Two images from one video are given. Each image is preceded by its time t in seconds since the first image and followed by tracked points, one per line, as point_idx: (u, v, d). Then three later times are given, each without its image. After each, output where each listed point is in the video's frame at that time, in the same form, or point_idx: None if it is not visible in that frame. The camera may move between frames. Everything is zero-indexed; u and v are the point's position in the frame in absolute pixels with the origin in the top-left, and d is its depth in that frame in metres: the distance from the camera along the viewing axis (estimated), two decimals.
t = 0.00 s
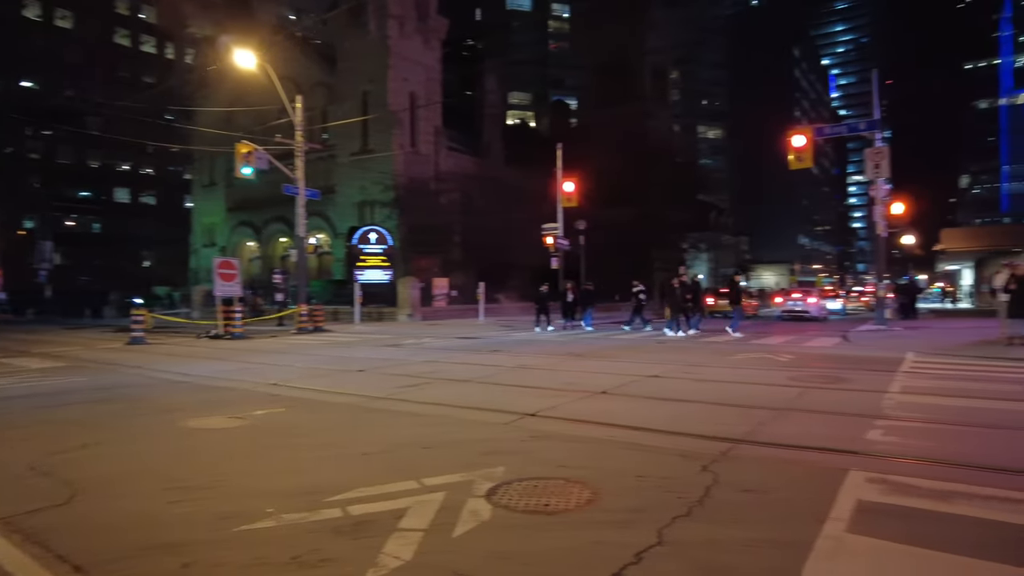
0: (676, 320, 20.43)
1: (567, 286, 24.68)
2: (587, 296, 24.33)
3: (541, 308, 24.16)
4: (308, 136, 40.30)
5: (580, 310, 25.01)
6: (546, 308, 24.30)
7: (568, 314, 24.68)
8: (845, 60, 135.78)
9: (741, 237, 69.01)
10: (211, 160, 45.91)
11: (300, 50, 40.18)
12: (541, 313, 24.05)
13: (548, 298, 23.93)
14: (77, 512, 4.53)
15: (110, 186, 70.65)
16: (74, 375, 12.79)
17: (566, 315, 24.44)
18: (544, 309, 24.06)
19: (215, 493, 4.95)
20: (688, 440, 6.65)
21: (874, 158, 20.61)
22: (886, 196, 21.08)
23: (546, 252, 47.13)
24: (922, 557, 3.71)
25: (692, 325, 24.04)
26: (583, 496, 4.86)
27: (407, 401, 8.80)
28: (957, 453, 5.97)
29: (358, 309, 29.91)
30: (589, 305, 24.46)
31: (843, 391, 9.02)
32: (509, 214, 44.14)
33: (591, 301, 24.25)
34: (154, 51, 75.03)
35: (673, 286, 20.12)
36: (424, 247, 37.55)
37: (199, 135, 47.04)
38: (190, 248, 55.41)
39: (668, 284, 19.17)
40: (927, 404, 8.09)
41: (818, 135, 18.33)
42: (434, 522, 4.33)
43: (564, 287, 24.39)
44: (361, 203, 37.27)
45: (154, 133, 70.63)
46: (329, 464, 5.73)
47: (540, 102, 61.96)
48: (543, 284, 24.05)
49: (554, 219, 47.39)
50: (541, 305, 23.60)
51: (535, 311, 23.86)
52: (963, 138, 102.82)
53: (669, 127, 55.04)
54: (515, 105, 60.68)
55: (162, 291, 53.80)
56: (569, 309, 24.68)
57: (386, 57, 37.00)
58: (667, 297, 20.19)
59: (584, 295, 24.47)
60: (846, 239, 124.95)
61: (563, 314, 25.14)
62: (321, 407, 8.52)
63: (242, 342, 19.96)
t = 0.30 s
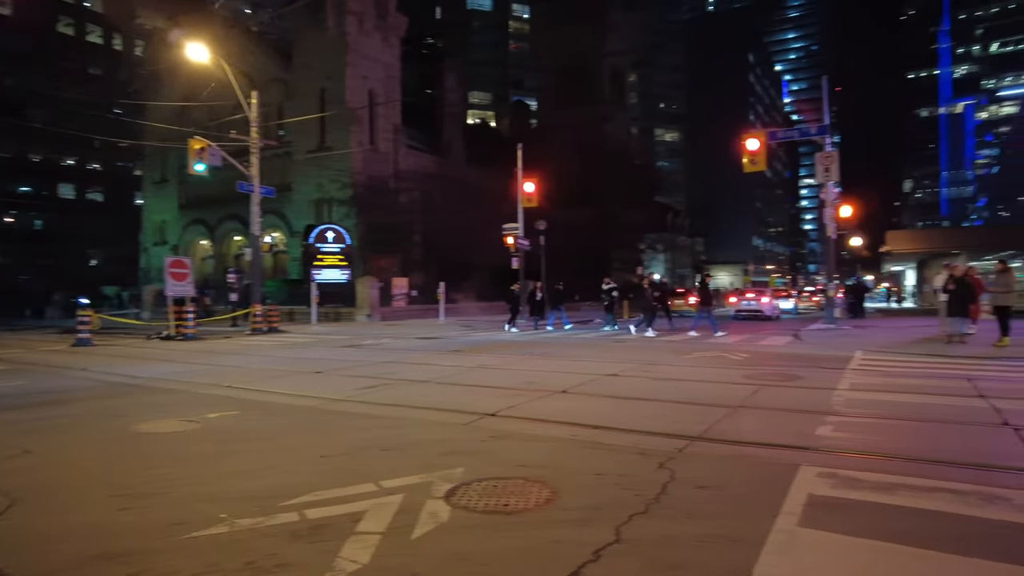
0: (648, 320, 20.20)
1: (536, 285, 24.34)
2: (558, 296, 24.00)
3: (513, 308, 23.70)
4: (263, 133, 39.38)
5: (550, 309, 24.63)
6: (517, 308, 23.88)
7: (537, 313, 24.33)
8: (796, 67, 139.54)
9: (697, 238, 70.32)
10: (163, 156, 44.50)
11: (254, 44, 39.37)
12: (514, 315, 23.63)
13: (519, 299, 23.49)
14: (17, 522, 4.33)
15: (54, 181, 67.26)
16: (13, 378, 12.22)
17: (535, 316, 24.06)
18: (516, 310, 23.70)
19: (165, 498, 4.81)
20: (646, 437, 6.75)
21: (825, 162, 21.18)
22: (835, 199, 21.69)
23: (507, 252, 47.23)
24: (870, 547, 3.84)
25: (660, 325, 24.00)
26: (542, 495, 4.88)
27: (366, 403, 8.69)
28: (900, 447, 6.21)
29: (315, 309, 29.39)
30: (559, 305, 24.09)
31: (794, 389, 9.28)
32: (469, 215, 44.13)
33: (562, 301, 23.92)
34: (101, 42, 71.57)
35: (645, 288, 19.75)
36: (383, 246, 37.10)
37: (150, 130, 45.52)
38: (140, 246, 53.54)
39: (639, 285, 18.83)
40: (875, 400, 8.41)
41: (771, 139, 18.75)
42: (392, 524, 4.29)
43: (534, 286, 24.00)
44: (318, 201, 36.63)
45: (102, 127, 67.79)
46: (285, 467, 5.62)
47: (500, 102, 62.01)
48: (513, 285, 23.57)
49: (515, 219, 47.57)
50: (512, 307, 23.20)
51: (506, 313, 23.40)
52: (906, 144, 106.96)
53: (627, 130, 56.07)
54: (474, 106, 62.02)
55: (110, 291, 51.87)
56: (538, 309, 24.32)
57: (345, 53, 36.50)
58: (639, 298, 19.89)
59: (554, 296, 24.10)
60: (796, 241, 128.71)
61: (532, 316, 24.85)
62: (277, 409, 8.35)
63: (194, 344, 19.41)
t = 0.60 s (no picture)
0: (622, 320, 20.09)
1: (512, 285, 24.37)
2: (534, 297, 24.06)
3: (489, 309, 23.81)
4: (223, 130, 38.47)
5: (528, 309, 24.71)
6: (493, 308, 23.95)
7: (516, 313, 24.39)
8: (756, 71, 142.29)
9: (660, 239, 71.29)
10: (118, 151, 43.14)
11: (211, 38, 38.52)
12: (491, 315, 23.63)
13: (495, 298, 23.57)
14: None
15: None
16: None
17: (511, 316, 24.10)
18: (492, 310, 23.73)
19: (120, 505, 4.67)
20: (610, 435, 6.82)
21: (783, 165, 21.71)
22: (794, 201, 22.27)
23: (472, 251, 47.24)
24: (825, 541, 3.95)
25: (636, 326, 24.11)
26: (507, 495, 4.89)
27: (329, 404, 8.58)
28: (854, 443, 6.41)
29: (276, 309, 28.85)
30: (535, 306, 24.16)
31: (753, 387, 9.50)
32: (434, 214, 43.92)
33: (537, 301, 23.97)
34: (51, 31, 68.50)
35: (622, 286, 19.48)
36: (346, 245, 36.69)
37: (105, 124, 44.07)
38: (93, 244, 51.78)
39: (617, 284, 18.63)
40: (829, 397, 8.66)
41: (732, 142, 19.14)
42: (354, 527, 4.24)
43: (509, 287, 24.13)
44: (280, 199, 35.99)
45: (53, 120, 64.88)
46: (245, 470, 5.52)
47: (465, 101, 64.41)
48: (491, 285, 23.66)
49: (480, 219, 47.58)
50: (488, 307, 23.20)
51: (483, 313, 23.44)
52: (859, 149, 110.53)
53: (589, 133, 56.14)
54: (439, 104, 62.80)
55: (61, 290, 50.08)
56: (513, 309, 24.27)
57: (308, 51, 35.85)
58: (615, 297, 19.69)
59: (530, 297, 24.14)
60: (755, 242, 131.45)
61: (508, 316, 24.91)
62: (237, 412, 8.18)
63: (150, 345, 18.88)
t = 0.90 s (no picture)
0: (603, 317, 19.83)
1: (491, 285, 24.28)
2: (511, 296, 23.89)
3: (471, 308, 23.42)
4: (185, 127, 37.59)
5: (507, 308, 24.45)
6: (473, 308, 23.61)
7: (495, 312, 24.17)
8: (721, 75, 144.65)
9: (627, 239, 71.95)
10: (75, 147, 41.81)
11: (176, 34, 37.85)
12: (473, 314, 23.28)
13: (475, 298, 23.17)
14: None
15: None
16: None
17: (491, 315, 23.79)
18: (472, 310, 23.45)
19: (76, 512, 4.53)
20: (578, 435, 6.86)
21: (747, 167, 22.12)
22: (757, 203, 22.72)
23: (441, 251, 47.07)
24: (787, 536, 4.04)
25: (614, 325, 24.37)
26: (475, 496, 4.90)
27: (294, 407, 8.45)
28: (815, 440, 6.56)
29: (241, 309, 28.29)
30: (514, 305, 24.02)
31: (717, 386, 9.68)
32: (402, 213, 43.57)
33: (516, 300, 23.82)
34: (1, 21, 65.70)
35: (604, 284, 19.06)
36: (312, 245, 36.17)
37: (61, 119, 42.65)
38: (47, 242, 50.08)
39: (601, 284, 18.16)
40: (791, 396, 8.86)
41: (696, 145, 19.44)
42: (320, 530, 4.20)
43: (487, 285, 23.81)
44: (244, 198, 35.36)
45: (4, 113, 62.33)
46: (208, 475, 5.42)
47: (434, 101, 63.65)
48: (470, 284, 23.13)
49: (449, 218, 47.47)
50: (468, 307, 22.96)
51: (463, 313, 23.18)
52: (820, 152, 113.39)
53: (558, 133, 57.87)
54: (408, 103, 62.63)
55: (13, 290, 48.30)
56: (492, 308, 24.41)
57: (274, 47, 35.29)
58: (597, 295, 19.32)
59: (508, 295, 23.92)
60: (720, 243, 133.51)
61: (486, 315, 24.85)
62: (198, 415, 8.01)
63: (108, 347, 18.32)
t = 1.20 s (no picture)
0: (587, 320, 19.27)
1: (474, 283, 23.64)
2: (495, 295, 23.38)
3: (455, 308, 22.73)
4: (150, 123, 36.76)
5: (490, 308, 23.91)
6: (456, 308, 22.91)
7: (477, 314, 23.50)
8: (689, 78, 146.27)
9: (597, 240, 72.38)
10: (32, 142, 40.48)
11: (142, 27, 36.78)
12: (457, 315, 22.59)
13: (458, 297, 22.46)
14: None
15: None
16: None
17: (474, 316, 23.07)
18: (455, 310, 22.90)
19: (33, 520, 4.40)
20: (549, 435, 6.89)
21: (715, 169, 22.48)
22: (725, 205, 23.10)
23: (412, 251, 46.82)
24: (752, 533, 4.12)
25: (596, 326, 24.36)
26: (445, 497, 4.89)
27: (262, 409, 8.32)
28: (779, 437, 6.70)
29: (207, 310, 27.71)
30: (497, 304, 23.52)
31: (686, 384, 9.81)
32: (372, 213, 43.43)
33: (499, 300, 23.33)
34: None
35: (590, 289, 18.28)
36: (281, 244, 35.74)
37: (17, 113, 41.25)
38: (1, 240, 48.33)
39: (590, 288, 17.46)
40: (757, 394, 9.03)
41: (665, 148, 19.69)
42: (287, 534, 4.15)
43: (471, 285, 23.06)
44: (211, 196, 34.68)
45: None
46: (172, 479, 5.30)
47: (405, 99, 64.03)
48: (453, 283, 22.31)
49: (420, 218, 47.39)
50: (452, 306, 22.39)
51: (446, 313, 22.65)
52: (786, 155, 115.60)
53: (531, 134, 58.07)
54: (379, 101, 62.54)
55: None
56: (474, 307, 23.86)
57: (242, 43, 34.71)
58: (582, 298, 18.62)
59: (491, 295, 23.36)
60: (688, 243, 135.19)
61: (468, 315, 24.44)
62: (162, 418, 7.83)
63: (67, 348, 17.77)
